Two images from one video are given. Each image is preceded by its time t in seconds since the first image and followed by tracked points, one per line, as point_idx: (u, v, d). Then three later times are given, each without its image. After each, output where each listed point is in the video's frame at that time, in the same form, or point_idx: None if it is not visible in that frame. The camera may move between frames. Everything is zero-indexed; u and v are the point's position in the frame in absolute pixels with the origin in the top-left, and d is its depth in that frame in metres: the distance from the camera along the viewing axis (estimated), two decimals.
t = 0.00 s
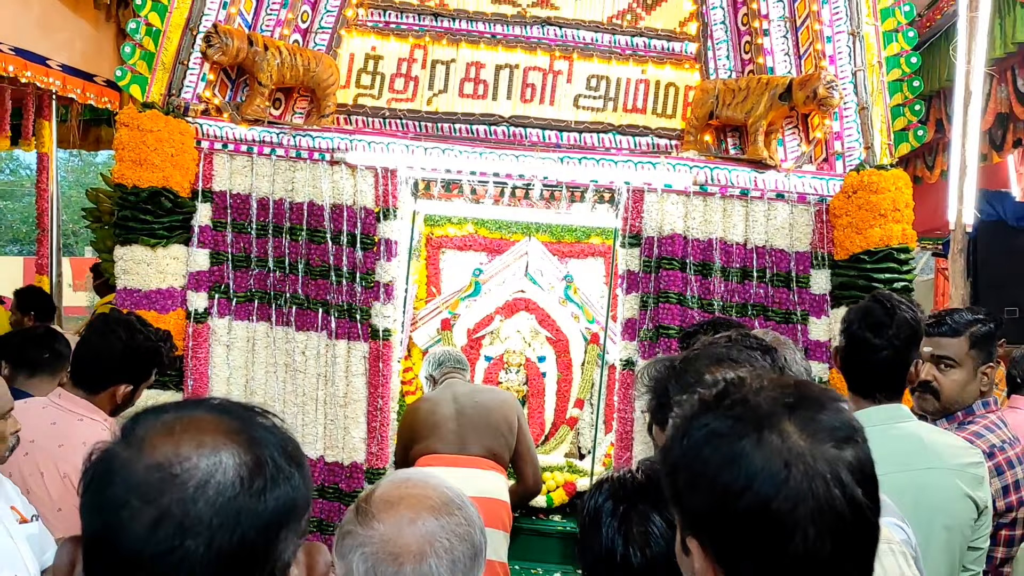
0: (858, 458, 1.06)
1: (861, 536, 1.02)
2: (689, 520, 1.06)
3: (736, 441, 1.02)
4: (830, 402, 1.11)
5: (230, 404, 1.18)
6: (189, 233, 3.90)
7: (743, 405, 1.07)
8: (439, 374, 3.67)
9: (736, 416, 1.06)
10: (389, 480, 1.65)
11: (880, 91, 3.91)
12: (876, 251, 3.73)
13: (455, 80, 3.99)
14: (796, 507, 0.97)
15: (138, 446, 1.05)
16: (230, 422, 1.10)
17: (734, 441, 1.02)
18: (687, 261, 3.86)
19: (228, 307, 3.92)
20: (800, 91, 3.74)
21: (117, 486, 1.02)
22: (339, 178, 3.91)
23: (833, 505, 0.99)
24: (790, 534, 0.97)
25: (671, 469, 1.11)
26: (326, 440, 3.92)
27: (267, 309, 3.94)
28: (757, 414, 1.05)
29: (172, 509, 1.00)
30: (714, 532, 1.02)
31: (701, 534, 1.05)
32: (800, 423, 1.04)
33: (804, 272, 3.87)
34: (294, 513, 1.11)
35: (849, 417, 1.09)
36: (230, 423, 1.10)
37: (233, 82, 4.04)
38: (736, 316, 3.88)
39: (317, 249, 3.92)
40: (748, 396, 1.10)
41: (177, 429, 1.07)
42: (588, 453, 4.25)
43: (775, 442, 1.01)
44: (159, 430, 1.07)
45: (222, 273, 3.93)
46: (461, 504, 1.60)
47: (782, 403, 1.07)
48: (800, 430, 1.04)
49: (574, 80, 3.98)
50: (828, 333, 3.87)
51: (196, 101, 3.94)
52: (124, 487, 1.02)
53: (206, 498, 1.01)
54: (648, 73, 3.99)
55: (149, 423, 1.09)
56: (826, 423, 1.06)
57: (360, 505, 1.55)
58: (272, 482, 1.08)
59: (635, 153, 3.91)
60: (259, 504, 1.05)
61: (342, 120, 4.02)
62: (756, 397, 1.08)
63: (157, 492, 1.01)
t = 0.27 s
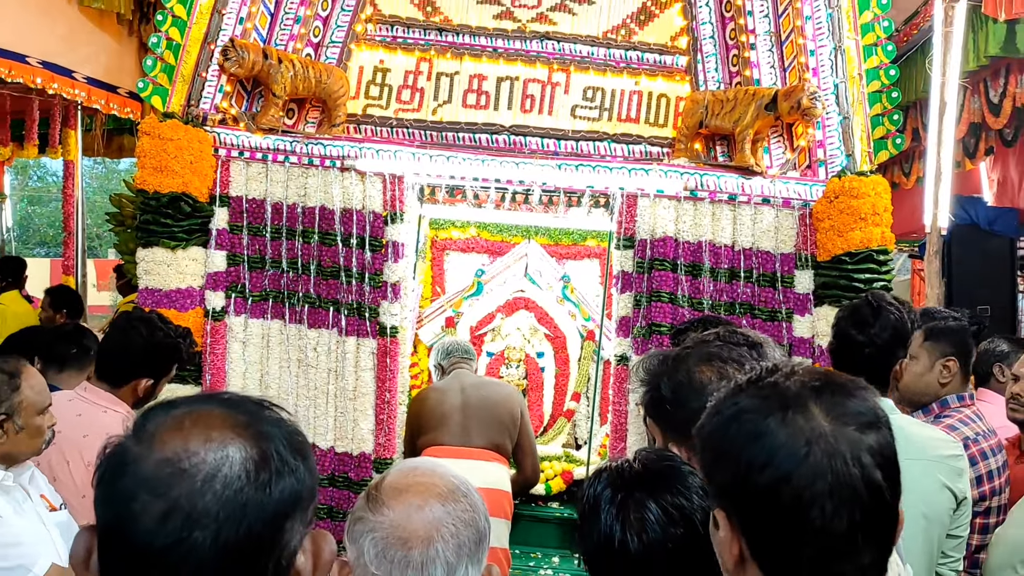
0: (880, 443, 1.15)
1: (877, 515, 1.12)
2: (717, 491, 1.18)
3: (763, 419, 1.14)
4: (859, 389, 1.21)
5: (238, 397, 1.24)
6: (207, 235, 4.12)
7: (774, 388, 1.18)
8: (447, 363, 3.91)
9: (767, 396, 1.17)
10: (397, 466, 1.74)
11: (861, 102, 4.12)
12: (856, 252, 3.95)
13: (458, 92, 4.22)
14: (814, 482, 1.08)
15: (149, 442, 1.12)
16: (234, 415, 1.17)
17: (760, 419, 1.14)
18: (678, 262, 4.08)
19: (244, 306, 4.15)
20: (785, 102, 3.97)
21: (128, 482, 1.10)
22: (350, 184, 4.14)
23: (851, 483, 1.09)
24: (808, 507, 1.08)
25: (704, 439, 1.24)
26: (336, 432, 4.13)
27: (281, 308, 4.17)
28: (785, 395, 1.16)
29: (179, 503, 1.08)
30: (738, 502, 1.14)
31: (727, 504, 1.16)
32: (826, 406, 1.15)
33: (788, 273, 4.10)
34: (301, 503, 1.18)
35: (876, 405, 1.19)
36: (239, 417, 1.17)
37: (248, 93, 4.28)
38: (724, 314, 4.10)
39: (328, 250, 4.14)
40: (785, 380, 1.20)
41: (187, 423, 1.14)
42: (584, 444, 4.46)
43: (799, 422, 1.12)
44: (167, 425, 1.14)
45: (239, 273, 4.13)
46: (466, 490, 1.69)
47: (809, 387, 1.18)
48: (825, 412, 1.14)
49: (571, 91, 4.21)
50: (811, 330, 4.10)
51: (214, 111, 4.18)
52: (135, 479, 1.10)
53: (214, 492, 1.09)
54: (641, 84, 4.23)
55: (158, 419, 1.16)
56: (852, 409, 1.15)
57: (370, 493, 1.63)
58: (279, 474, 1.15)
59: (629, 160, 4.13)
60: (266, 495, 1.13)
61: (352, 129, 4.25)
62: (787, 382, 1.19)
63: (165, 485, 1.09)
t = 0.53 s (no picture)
0: (898, 421, 1.41)
1: (900, 485, 1.36)
2: (750, 471, 1.42)
3: (795, 400, 1.39)
4: (875, 375, 1.48)
5: (240, 392, 1.46)
6: (224, 237, 4.38)
7: (801, 377, 1.44)
8: (453, 352, 4.15)
9: (796, 383, 1.43)
10: (404, 454, 1.81)
11: (840, 112, 4.39)
12: (835, 253, 4.22)
13: (461, 102, 4.49)
14: (845, 458, 1.33)
15: (161, 434, 1.33)
16: (243, 412, 1.39)
17: (795, 401, 1.39)
18: (667, 263, 4.33)
19: (259, 303, 4.40)
20: (768, 112, 4.23)
21: (142, 472, 1.30)
22: (358, 189, 4.38)
23: (878, 456, 1.35)
24: (841, 480, 1.33)
25: (735, 422, 1.48)
26: (345, 422, 4.38)
27: (294, 305, 4.42)
28: (816, 381, 1.42)
29: (188, 491, 1.28)
30: (773, 478, 1.38)
31: (761, 482, 1.40)
32: (851, 390, 1.41)
33: (772, 272, 4.35)
34: (302, 489, 1.39)
35: (888, 388, 1.46)
36: (244, 411, 1.39)
37: (262, 103, 4.52)
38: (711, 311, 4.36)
39: (338, 251, 4.39)
40: (809, 370, 1.47)
41: (196, 417, 1.36)
42: (579, 434, 4.72)
43: (828, 404, 1.38)
44: (177, 420, 1.35)
45: (254, 273, 4.39)
46: (469, 478, 1.75)
47: (832, 374, 1.45)
48: (848, 394, 1.40)
49: (567, 102, 4.48)
50: (792, 326, 4.37)
51: (230, 120, 4.41)
52: (149, 468, 1.30)
53: (221, 481, 1.29)
54: (632, 95, 4.50)
55: (170, 413, 1.37)
56: (870, 391, 1.42)
57: (379, 479, 1.72)
58: (281, 464, 1.36)
59: (622, 166, 4.39)
60: (271, 482, 1.34)
61: (360, 137, 4.51)
62: (810, 371, 1.46)
63: (176, 475, 1.29)
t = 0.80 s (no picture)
0: (911, 408, 1.44)
1: (916, 471, 1.39)
2: (772, 456, 1.45)
3: (816, 390, 1.42)
4: (887, 366, 1.51)
5: (250, 380, 1.47)
6: (240, 238, 4.65)
7: (820, 367, 1.47)
8: (457, 342, 4.42)
9: (814, 373, 1.46)
10: (410, 440, 1.90)
11: (819, 120, 4.65)
12: (814, 252, 4.49)
13: (463, 110, 4.79)
14: (866, 444, 1.36)
15: (176, 421, 1.35)
16: (251, 398, 1.40)
17: (815, 390, 1.42)
18: (657, 262, 4.61)
19: (273, 300, 4.67)
20: (752, 120, 4.50)
21: (158, 457, 1.33)
22: (367, 193, 4.66)
23: (896, 443, 1.37)
24: (862, 466, 1.35)
25: (757, 410, 1.51)
26: (355, 411, 4.67)
27: (307, 302, 4.70)
28: (835, 371, 1.45)
29: (202, 475, 1.31)
30: (793, 463, 1.41)
31: (784, 467, 1.42)
32: (868, 379, 1.44)
33: (754, 271, 4.65)
34: (312, 473, 1.40)
35: (902, 379, 1.48)
36: (256, 399, 1.41)
37: (277, 112, 4.81)
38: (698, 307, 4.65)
39: (348, 251, 4.68)
40: (827, 361, 1.49)
41: (210, 404, 1.37)
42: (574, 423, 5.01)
43: (847, 392, 1.41)
44: (191, 407, 1.37)
45: (269, 271, 4.67)
46: (472, 464, 1.86)
47: (850, 365, 1.47)
48: (865, 382, 1.43)
49: (563, 111, 4.79)
50: (774, 321, 4.65)
51: (247, 128, 4.70)
52: (165, 455, 1.33)
53: (234, 466, 1.31)
54: (624, 105, 4.82)
55: (185, 401, 1.39)
56: (885, 380, 1.45)
57: (386, 465, 1.82)
58: (291, 449, 1.37)
59: (615, 171, 4.65)
60: (281, 467, 1.35)
61: (368, 143, 4.80)
62: (828, 361, 1.48)
63: (190, 460, 1.31)
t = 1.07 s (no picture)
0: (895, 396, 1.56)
1: (902, 453, 1.49)
2: (767, 441, 1.54)
3: (811, 380, 1.53)
4: (871, 358, 1.64)
5: (264, 371, 1.53)
6: (257, 240, 4.99)
7: (811, 359, 1.59)
8: (459, 336, 4.76)
9: (808, 365, 1.57)
10: (417, 427, 2.12)
11: (795, 130, 5.00)
12: (791, 253, 4.83)
13: (465, 121, 5.14)
14: (857, 428, 1.47)
15: (195, 410, 1.40)
16: (269, 388, 1.46)
17: (810, 380, 1.54)
18: (645, 262, 4.95)
19: (288, 298, 5.02)
20: (733, 130, 4.85)
21: (181, 443, 1.38)
22: (375, 198, 4.98)
23: (883, 427, 1.49)
24: (854, 448, 1.46)
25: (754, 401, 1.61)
26: (364, 401, 5.02)
27: (319, 300, 5.04)
28: (826, 363, 1.57)
29: (220, 461, 1.35)
30: (787, 447, 1.51)
31: (779, 450, 1.52)
32: (856, 369, 1.56)
33: (736, 270, 4.99)
34: (324, 458, 1.45)
35: (886, 370, 1.61)
36: (270, 389, 1.46)
37: (291, 122, 5.15)
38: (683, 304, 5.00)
39: (357, 252, 5.01)
40: (817, 354, 1.60)
41: (227, 393, 1.43)
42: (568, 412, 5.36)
43: (839, 382, 1.52)
44: (211, 397, 1.42)
45: (284, 271, 5.02)
46: (471, 450, 2.08)
47: (839, 356, 1.60)
48: (853, 371, 1.55)
49: (557, 121, 5.15)
50: (754, 317, 4.99)
51: (264, 137, 5.02)
52: (184, 440, 1.38)
53: (250, 451, 1.36)
54: (614, 116, 5.19)
55: (204, 391, 1.44)
56: (873, 370, 1.57)
57: (392, 453, 2.03)
58: (305, 436, 1.42)
59: (605, 178, 5.07)
60: (295, 452, 1.40)
61: (376, 152, 5.16)
62: (820, 352, 1.60)
63: (209, 446, 1.36)
